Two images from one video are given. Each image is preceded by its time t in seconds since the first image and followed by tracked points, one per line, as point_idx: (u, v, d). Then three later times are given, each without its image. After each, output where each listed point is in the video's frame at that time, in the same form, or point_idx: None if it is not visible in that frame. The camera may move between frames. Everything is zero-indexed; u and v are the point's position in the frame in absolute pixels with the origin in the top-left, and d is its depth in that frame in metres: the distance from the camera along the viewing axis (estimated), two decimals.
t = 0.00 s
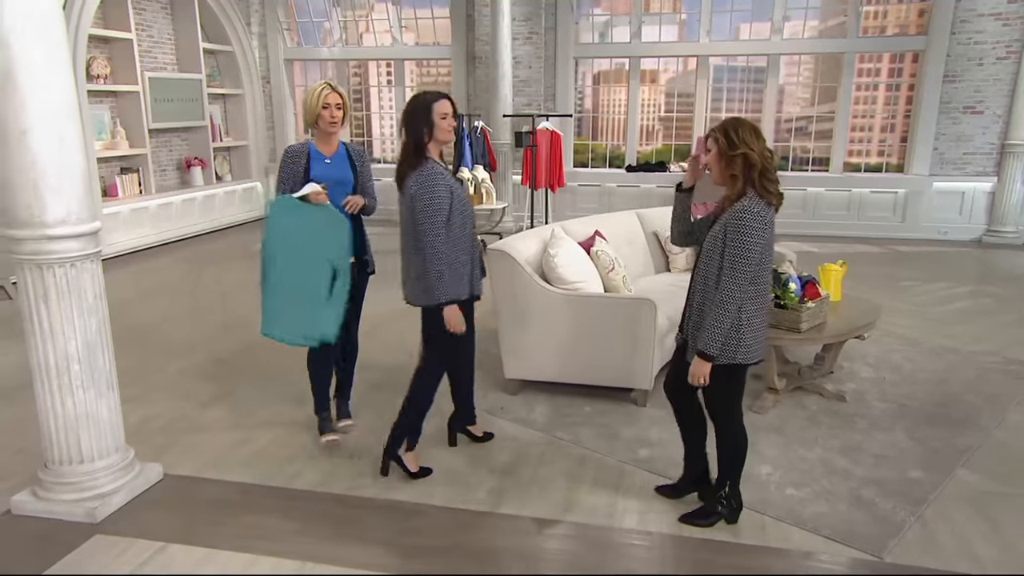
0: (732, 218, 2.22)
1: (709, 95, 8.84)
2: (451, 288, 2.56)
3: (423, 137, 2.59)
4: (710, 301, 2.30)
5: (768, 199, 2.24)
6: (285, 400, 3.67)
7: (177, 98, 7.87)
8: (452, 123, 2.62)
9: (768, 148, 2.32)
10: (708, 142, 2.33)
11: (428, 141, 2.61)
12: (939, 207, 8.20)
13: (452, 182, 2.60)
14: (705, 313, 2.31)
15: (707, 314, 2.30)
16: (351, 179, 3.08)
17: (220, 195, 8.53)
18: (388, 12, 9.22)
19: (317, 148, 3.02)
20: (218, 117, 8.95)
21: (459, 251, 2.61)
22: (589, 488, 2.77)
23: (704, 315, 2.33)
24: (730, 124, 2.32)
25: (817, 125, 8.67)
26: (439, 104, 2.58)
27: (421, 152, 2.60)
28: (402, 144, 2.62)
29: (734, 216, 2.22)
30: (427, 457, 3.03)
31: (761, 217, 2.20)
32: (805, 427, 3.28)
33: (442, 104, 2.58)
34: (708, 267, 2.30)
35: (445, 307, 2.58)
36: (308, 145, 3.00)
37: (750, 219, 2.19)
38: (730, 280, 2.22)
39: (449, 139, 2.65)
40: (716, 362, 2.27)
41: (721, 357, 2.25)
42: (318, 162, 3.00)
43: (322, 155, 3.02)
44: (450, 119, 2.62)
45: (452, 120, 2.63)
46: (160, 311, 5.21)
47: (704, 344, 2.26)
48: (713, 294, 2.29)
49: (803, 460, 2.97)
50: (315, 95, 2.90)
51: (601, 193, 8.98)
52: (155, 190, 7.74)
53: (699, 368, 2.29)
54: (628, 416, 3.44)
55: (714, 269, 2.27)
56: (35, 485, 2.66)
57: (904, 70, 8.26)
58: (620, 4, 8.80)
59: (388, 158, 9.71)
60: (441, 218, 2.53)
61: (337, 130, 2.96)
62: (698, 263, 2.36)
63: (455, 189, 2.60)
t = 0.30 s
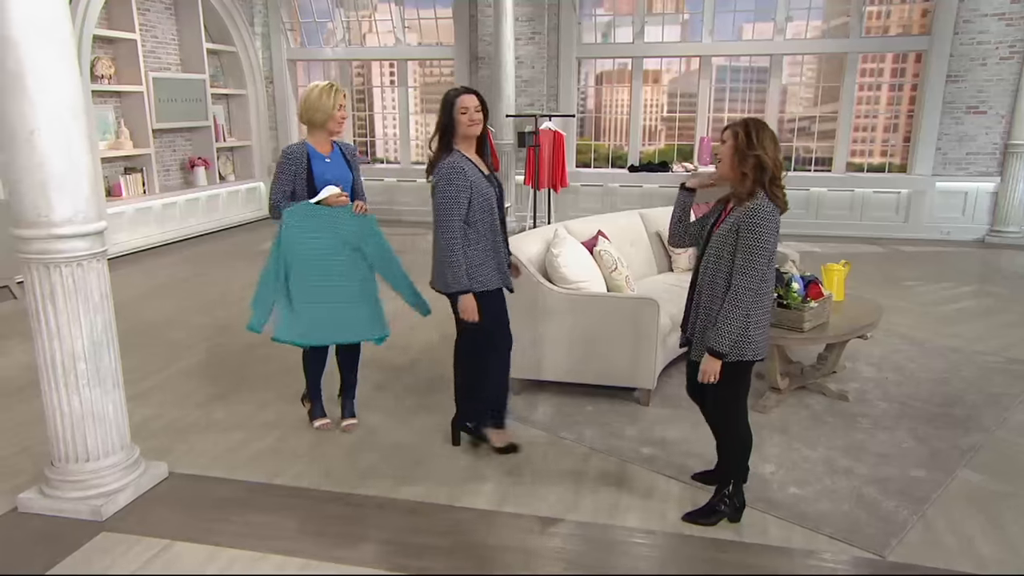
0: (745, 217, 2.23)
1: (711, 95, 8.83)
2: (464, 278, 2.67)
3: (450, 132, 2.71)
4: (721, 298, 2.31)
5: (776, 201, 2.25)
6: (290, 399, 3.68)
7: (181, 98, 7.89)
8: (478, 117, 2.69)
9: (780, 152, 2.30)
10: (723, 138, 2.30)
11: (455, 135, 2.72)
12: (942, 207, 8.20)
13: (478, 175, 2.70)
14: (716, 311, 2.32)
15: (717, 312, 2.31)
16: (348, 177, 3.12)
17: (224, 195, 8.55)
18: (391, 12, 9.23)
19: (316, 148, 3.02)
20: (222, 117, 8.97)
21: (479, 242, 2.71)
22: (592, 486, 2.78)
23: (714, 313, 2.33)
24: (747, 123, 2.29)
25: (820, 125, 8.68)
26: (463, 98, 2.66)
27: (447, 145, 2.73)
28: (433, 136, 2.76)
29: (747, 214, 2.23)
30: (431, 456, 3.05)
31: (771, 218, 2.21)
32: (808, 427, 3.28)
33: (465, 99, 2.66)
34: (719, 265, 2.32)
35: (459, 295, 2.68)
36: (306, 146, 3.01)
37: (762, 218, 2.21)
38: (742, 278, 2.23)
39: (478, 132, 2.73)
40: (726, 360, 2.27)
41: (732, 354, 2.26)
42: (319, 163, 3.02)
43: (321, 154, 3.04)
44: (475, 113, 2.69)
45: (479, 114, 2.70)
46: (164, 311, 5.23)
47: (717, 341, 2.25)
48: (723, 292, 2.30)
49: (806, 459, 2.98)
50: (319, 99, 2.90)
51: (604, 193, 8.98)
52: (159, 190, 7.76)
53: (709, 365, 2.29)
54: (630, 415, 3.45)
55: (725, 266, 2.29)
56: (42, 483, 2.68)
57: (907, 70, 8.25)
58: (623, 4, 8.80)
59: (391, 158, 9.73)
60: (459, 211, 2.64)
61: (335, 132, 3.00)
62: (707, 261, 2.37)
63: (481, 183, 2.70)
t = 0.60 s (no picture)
0: (758, 213, 2.22)
1: (715, 95, 8.82)
2: (485, 279, 2.65)
3: (481, 136, 2.72)
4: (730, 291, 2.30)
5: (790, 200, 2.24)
6: (295, 399, 3.69)
7: (186, 98, 7.90)
8: (509, 124, 2.69)
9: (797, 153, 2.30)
10: (742, 135, 2.30)
11: (486, 139, 2.72)
12: (946, 207, 8.19)
13: (506, 179, 2.68)
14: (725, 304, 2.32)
15: (725, 305, 2.31)
16: (356, 176, 3.16)
17: (228, 195, 8.56)
18: (395, 12, 9.24)
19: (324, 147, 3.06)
20: (226, 117, 8.98)
21: (504, 245, 2.68)
22: (597, 486, 2.78)
23: (723, 307, 2.33)
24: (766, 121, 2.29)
25: (824, 125, 8.67)
26: (495, 103, 2.66)
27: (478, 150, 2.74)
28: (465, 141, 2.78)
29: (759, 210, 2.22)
30: (437, 455, 3.05)
31: (785, 214, 2.21)
32: (813, 427, 3.27)
33: (497, 104, 2.66)
34: (730, 259, 2.31)
35: (481, 296, 2.67)
36: (314, 149, 3.02)
37: (775, 214, 2.20)
38: (753, 273, 2.23)
39: (511, 139, 2.72)
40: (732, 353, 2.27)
41: (738, 348, 2.25)
42: (330, 162, 3.05)
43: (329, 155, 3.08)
44: (507, 119, 2.68)
45: (511, 120, 2.70)
46: (169, 310, 5.24)
47: (723, 334, 2.25)
48: (733, 286, 2.30)
49: (811, 459, 2.98)
50: (326, 99, 2.95)
51: (608, 193, 8.98)
52: (164, 190, 7.78)
53: (714, 358, 2.30)
54: (635, 415, 3.44)
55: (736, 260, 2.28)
56: (49, 482, 2.69)
57: (911, 70, 8.24)
58: (627, 4, 8.80)
59: (395, 158, 9.74)
60: (482, 213, 2.64)
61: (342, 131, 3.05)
62: (717, 254, 2.36)
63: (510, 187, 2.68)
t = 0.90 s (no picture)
0: (771, 213, 2.21)
1: (720, 94, 8.80)
2: (500, 274, 2.63)
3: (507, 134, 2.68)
4: (743, 290, 2.29)
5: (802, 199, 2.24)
6: (301, 399, 3.68)
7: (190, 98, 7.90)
8: (535, 124, 2.62)
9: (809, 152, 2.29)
10: (754, 135, 2.28)
11: (513, 137, 2.68)
12: (952, 207, 8.16)
13: (524, 178, 2.63)
14: (738, 303, 2.30)
15: (739, 304, 2.29)
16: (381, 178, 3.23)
17: (232, 195, 8.56)
18: (400, 12, 9.23)
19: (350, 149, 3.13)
20: (230, 117, 8.99)
21: (517, 243, 2.65)
22: (604, 486, 2.77)
23: (736, 305, 2.31)
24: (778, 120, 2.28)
25: (830, 124, 8.64)
26: (520, 103, 2.61)
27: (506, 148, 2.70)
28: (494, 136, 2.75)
29: (772, 210, 2.21)
30: (443, 455, 3.04)
31: (797, 213, 2.20)
32: (821, 427, 3.26)
33: (523, 103, 2.60)
34: (742, 258, 2.30)
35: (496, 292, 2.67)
36: (342, 149, 3.08)
37: (789, 214, 2.19)
38: (767, 271, 2.22)
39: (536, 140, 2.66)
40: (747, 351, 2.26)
41: (754, 346, 2.24)
42: (358, 161, 3.12)
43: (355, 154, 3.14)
44: (532, 119, 2.61)
45: (537, 120, 2.63)
46: (174, 310, 5.24)
47: (739, 332, 2.24)
48: (746, 284, 2.28)
49: (819, 460, 2.96)
50: (350, 98, 3.01)
51: (612, 193, 8.96)
52: (168, 190, 7.79)
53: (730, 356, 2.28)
54: (642, 415, 3.43)
55: (749, 259, 2.27)
56: (56, 482, 2.68)
57: (918, 69, 8.21)
58: (632, 3, 8.78)
59: (400, 158, 9.74)
60: (496, 209, 2.64)
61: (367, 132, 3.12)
62: (728, 252, 2.35)
63: (527, 186, 2.64)
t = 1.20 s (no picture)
0: (775, 212, 2.21)
1: (718, 94, 8.81)
2: (492, 267, 2.73)
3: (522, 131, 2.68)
4: (749, 289, 2.29)
5: (808, 197, 2.24)
6: (301, 399, 3.67)
7: (188, 97, 7.88)
8: (546, 121, 2.59)
9: (813, 151, 2.29)
10: (757, 135, 2.28)
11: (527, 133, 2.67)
12: (950, 207, 8.18)
13: (518, 174, 2.65)
14: (745, 301, 2.31)
15: (745, 302, 2.30)
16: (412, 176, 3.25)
17: (230, 194, 8.54)
18: (398, 11, 9.22)
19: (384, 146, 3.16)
20: (228, 117, 8.96)
21: (506, 237, 2.72)
22: (605, 486, 2.77)
23: (743, 303, 2.31)
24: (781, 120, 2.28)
25: (828, 124, 8.66)
26: (533, 99, 2.61)
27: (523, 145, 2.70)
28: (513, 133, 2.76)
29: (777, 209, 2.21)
30: (443, 456, 3.03)
31: (803, 211, 2.20)
32: (821, 427, 3.26)
33: (534, 99, 2.60)
34: (748, 257, 2.30)
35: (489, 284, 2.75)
36: (376, 146, 3.11)
37: (795, 212, 2.19)
38: (774, 269, 2.22)
39: (548, 137, 2.63)
40: (754, 347, 2.26)
41: (761, 343, 2.25)
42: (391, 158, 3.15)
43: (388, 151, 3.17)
44: (543, 115, 2.59)
45: (549, 118, 2.60)
46: (173, 309, 5.23)
47: (744, 329, 2.25)
48: (752, 282, 2.28)
49: (820, 459, 2.96)
50: (385, 96, 3.05)
51: (611, 193, 8.96)
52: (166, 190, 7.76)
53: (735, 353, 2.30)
54: (642, 415, 3.43)
55: (755, 258, 2.27)
56: (55, 483, 2.67)
57: (915, 69, 8.23)
58: (630, 3, 8.79)
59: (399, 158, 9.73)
60: (496, 210, 2.72)
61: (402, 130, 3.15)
62: (734, 251, 2.35)
63: (520, 182, 2.65)
